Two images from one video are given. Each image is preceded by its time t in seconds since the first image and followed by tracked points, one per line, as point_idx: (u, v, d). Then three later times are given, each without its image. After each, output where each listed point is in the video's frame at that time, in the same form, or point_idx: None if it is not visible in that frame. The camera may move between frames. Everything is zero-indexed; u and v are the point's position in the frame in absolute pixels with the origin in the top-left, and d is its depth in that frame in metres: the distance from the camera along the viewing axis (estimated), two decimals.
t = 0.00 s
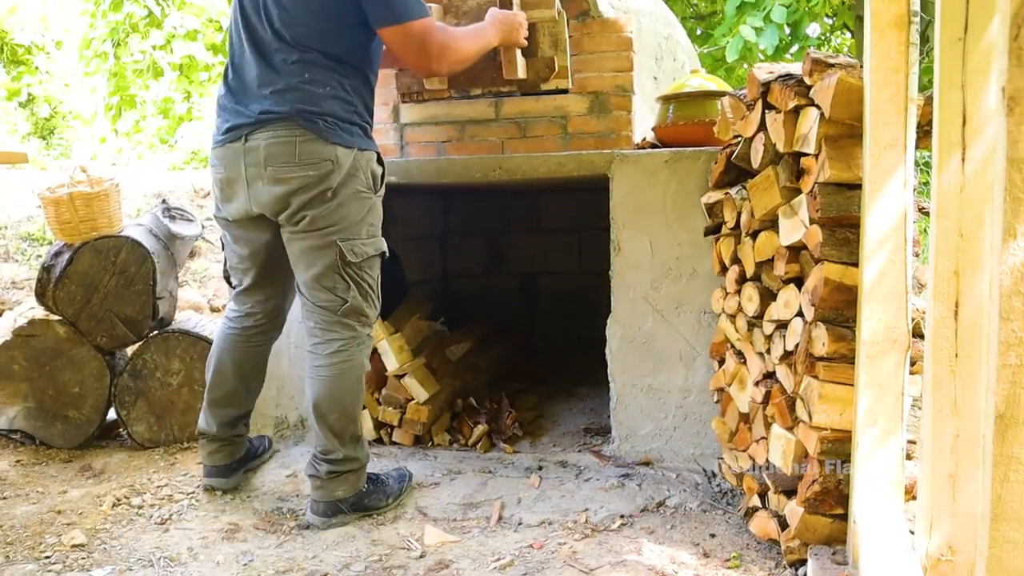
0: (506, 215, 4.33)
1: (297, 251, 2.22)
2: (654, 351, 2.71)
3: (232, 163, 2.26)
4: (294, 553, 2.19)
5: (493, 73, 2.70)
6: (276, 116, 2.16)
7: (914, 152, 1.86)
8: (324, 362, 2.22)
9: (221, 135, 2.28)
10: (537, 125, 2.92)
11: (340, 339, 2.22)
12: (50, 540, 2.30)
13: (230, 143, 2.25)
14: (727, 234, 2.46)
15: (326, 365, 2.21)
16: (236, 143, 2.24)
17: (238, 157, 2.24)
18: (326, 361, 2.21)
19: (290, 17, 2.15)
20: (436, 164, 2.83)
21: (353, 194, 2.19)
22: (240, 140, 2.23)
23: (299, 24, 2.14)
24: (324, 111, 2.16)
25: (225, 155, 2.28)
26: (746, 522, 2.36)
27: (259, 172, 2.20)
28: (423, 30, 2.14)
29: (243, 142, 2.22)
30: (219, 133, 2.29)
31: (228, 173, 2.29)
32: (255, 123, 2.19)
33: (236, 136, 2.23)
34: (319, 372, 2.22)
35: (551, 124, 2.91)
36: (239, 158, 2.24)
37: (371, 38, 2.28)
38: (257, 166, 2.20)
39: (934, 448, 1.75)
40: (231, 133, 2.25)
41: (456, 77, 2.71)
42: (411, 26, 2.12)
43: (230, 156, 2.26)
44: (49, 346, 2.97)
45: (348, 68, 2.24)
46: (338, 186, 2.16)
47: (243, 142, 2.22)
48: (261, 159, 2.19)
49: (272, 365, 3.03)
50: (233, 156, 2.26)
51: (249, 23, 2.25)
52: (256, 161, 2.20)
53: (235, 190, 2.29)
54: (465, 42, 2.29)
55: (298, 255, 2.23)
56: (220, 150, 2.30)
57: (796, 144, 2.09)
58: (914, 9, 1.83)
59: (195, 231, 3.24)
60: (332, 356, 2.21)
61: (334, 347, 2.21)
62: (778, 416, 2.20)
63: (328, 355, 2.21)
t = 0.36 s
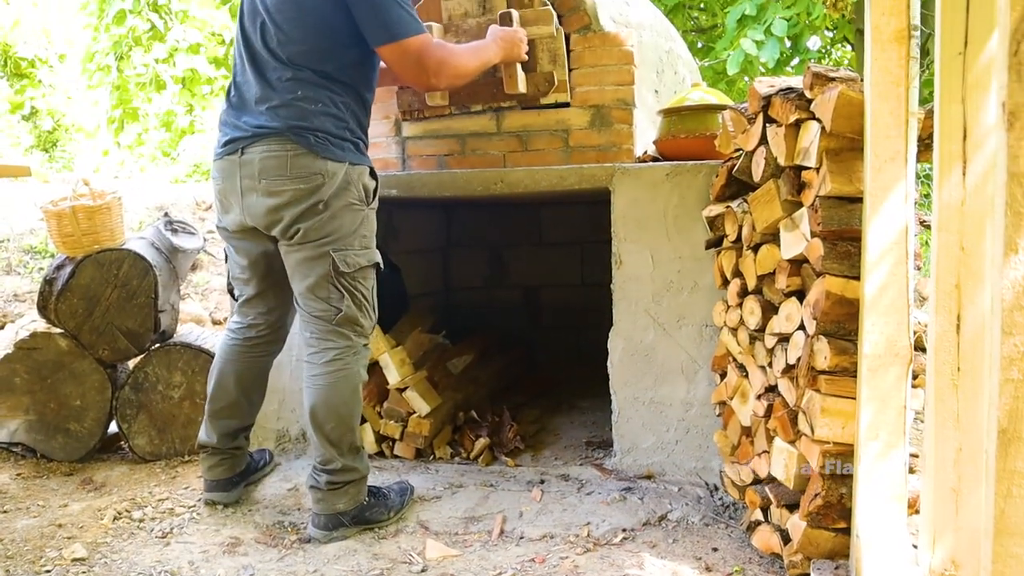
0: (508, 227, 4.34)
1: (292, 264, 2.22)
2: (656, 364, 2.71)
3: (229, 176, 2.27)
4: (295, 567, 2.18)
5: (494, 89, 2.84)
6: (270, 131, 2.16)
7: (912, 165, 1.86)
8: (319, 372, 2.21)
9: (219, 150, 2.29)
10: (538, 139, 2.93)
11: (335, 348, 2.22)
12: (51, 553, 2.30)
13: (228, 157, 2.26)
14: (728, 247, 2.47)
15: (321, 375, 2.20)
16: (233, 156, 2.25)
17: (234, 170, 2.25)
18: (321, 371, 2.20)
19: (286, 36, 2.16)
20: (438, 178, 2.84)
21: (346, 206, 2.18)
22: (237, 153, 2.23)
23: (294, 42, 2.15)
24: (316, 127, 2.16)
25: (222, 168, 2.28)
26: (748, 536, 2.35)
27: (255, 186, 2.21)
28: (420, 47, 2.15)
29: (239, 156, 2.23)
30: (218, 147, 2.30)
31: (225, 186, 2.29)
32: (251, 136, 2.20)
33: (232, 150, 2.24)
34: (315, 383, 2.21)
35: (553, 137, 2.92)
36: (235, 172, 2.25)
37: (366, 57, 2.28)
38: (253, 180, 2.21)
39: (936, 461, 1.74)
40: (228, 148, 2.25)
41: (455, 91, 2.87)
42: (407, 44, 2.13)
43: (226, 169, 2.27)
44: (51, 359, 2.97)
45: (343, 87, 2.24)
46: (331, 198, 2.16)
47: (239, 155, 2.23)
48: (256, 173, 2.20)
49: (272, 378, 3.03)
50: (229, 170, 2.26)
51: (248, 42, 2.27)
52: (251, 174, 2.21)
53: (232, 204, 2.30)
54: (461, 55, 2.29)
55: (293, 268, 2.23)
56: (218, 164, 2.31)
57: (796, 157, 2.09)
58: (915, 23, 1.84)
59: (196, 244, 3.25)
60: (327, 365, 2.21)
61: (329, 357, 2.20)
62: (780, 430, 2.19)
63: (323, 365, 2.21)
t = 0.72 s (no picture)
0: (510, 241, 4.34)
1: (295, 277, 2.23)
2: (658, 377, 2.70)
3: (233, 191, 2.28)
4: None
5: (496, 97, 2.84)
6: (275, 146, 2.17)
7: (914, 179, 1.86)
8: (321, 386, 2.21)
9: (224, 164, 2.30)
10: (540, 153, 2.94)
11: (337, 363, 2.21)
12: (51, 568, 2.29)
13: (232, 171, 2.27)
14: (731, 261, 2.47)
15: (323, 389, 2.20)
16: (237, 171, 2.25)
17: (238, 184, 2.26)
18: (323, 386, 2.21)
19: (293, 53, 2.17)
20: (439, 192, 2.85)
21: (350, 221, 2.19)
22: (242, 167, 2.24)
23: (301, 59, 2.17)
24: (321, 141, 2.17)
25: (227, 182, 2.29)
26: (752, 551, 2.34)
27: (258, 200, 2.21)
28: (428, 60, 2.16)
29: (244, 170, 2.24)
30: (223, 161, 2.31)
31: (229, 200, 2.30)
32: (256, 150, 2.21)
33: (238, 164, 2.25)
34: (317, 397, 2.21)
35: (555, 151, 2.93)
36: (239, 186, 2.25)
37: (372, 73, 2.29)
38: (256, 194, 2.21)
39: (940, 476, 1.74)
40: (233, 162, 2.26)
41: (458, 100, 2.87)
42: (415, 57, 2.14)
43: (231, 183, 2.28)
44: (53, 373, 2.97)
45: (349, 103, 2.25)
46: (335, 213, 2.17)
47: (244, 169, 2.23)
48: (260, 187, 2.20)
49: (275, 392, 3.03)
50: (233, 184, 2.27)
51: (255, 59, 2.28)
52: (256, 189, 2.21)
53: (235, 218, 2.30)
54: (467, 67, 2.31)
55: (296, 282, 2.23)
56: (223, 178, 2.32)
57: (799, 171, 2.09)
58: (916, 39, 1.85)
59: (198, 258, 3.26)
60: (329, 380, 2.20)
61: (331, 371, 2.20)
62: (783, 444, 2.19)
63: (324, 380, 2.21)
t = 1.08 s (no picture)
0: (512, 253, 4.35)
1: (299, 291, 2.23)
2: (661, 391, 2.70)
3: (237, 206, 2.29)
4: None
5: (499, 111, 2.85)
6: (280, 160, 2.18)
7: (917, 194, 1.86)
8: (324, 400, 2.21)
9: (229, 179, 2.31)
10: (543, 167, 2.95)
11: (340, 377, 2.21)
12: None
13: (238, 186, 2.28)
14: (733, 274, 2.47)
15: (326, 403, 2.20)
16: (242, 186, 2.26)
17: (243, 199, 2.27)
18: (326, 400, 2.20)
19: (298, 67, 2.18)
20: (442, 206, 2.85)
21: (354, 235, 2.19)
22: (247, 181, 2.25)
23: (306, 73, 2.18)
24: (326, 155, 2.17)
25: (232, 197, 2.30)
26: (755, 566, 2.33)
27: (262, 214, 2.22)
28: (434, 72, 2.17)
29: (249, 186, 2.25)
30: (228, 175, 2.32)
31: (233, 216, 2.31)
32: (261, 165, 2.21)
33: (243, 180, 2.26)
34: (320, 411, 2.21)
35: (557, 165, 2.94)
36: (244, 201, 2.26)
37: (376, 87, 2.30)
38: (261, 209, 2.22)
39: (944, 491, 1.73)
40: (238, 176, 2.27)
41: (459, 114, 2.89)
42: (421, 69, 2.15)
43: (235, 198, 2.29)
44: (55, 387, 2.97)
45: (353, 117, 2.26)
46: (339, 227, 2.17)
47: (248, 183, 2.24)
48: (264, 202, 2.21)
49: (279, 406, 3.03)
50: (238, 199, 2.28)
51: (260, 73, 2.30)
52: (260, 203, 2.22)
53: (240, 233, 2.31)
54: (471, 78, 2.33)
55: (300, 296, 2.24)
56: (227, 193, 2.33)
57: (801, 185, 2.10)
58: (918, 52, 1.85)
59: (201, 271, 3.26)
60: (332, 394, 2.20)
61: (334, 384, 2.20)
62: (786, 458, 2.18)
63: (327, 393, 2.21)
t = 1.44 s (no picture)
0: (515, 267, 4.35)
1: (304, 305, 2.23)
2: (664, 404, 2.70)
3: (242, 222, 2.29)
4: None
5: (500, 131, 2.85)
6: (285, 175, 2.19)
7: (921, 208, 1.86)
8: (328, 414, 2.21)
9: (234, 194, 2.32)
10: (545, 181, 2.96)
11: (344, 391, 2.21)
12: None
13: (242, 201, 2.28)
14: (736, 288, 2.47)
15: (330, 418, 2.20)
16: (246, 201, 2.27)
17: (247, 215, 2.27)
18: (330, 414, 2.20)
19: (302, 83, 2.19)
20: (445, 220, 2.86)
21: (358, 249, 2.20)
22: (251, 197, 2.25)
23: (310, 89, 2.18)
24: (330, 170, 2.18)
25: (237, 212, 2.30)
26: None
27: (267, 229, 2.23)
28: (437, 87, 2.18)
29: (254, 201, 2.25)
30: (233, 191, 2.33)
31: (238, 231, 2.32)
32: (266, 180, 2.22)
33: (247, 195, 2.27)
34: (323, 426, 2.21)
35: (560, 179, 2.95)
36: (249, 216, 2.27)
37: (379, 102, 2.31)
38: (266, 224, 2.23)
39: (949, 505, 1.72)
40: (243, 192, 2.28)
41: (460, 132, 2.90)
42: (424, 84, 2.16)
43: (240, 213, 2.30)
44: (58, 401, 2.97)
45: (358, 132, 2.27)
46: (344, 241, 2.18)
47: (253, 199, 2.25)
48: (269, 217, 2.22)
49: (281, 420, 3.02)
50: (243, 214, 2.29)
51: (264, 89, 2.31)
52: (265, 218, 2.23)
53: (245, 248, 2.32)
54: (474, 95, 2.35)
55: (304, 311, 2.24)
56: (232, 208, 2.33)
57: (804, 199, 2.10)
58: (919, 67, 1.86)
59: (205, 285, 3.26)
60: (336, 408, 2.20)
61: (338, 399, 2.20)
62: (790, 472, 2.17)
63: (331, 408, 2.21)
